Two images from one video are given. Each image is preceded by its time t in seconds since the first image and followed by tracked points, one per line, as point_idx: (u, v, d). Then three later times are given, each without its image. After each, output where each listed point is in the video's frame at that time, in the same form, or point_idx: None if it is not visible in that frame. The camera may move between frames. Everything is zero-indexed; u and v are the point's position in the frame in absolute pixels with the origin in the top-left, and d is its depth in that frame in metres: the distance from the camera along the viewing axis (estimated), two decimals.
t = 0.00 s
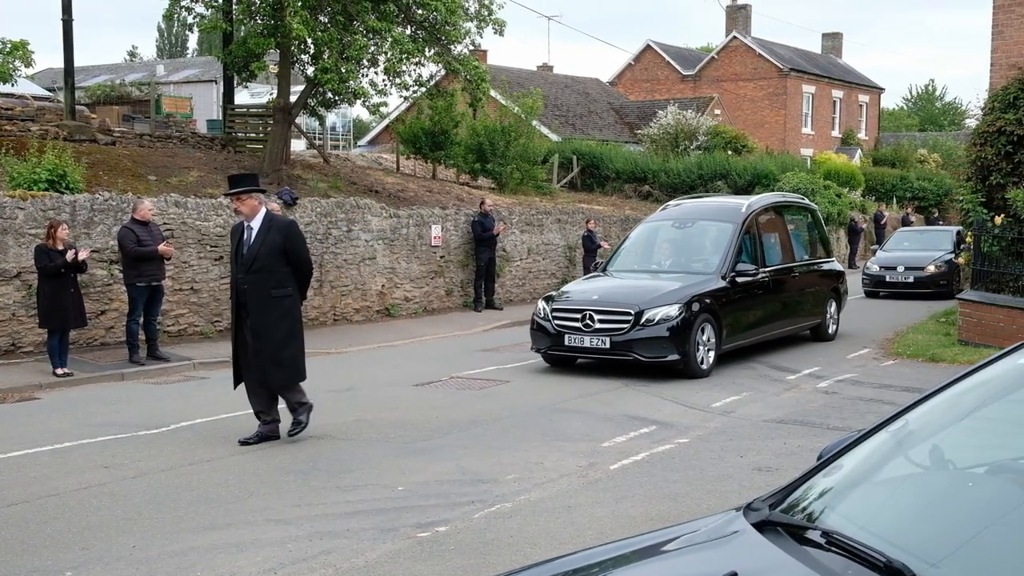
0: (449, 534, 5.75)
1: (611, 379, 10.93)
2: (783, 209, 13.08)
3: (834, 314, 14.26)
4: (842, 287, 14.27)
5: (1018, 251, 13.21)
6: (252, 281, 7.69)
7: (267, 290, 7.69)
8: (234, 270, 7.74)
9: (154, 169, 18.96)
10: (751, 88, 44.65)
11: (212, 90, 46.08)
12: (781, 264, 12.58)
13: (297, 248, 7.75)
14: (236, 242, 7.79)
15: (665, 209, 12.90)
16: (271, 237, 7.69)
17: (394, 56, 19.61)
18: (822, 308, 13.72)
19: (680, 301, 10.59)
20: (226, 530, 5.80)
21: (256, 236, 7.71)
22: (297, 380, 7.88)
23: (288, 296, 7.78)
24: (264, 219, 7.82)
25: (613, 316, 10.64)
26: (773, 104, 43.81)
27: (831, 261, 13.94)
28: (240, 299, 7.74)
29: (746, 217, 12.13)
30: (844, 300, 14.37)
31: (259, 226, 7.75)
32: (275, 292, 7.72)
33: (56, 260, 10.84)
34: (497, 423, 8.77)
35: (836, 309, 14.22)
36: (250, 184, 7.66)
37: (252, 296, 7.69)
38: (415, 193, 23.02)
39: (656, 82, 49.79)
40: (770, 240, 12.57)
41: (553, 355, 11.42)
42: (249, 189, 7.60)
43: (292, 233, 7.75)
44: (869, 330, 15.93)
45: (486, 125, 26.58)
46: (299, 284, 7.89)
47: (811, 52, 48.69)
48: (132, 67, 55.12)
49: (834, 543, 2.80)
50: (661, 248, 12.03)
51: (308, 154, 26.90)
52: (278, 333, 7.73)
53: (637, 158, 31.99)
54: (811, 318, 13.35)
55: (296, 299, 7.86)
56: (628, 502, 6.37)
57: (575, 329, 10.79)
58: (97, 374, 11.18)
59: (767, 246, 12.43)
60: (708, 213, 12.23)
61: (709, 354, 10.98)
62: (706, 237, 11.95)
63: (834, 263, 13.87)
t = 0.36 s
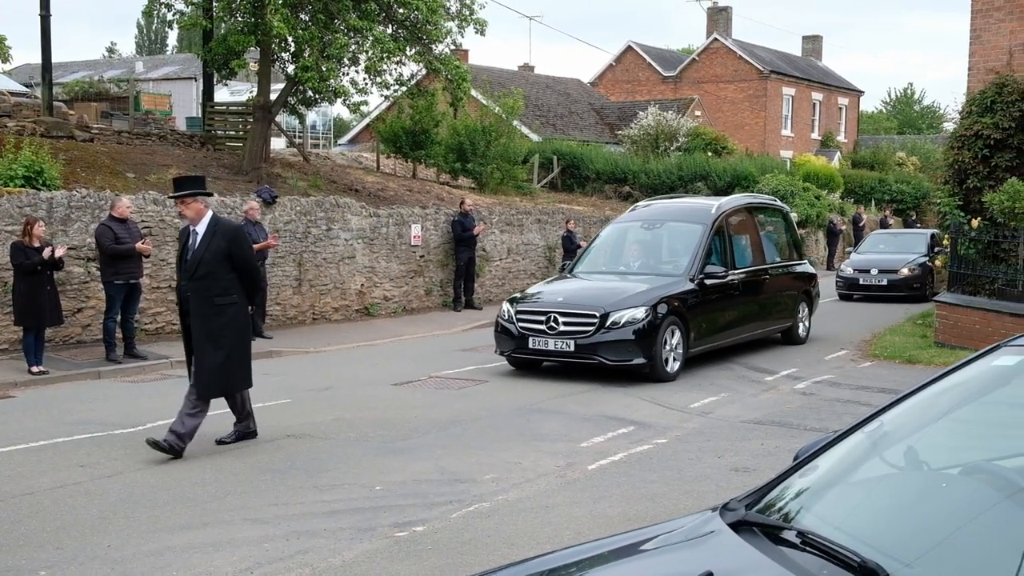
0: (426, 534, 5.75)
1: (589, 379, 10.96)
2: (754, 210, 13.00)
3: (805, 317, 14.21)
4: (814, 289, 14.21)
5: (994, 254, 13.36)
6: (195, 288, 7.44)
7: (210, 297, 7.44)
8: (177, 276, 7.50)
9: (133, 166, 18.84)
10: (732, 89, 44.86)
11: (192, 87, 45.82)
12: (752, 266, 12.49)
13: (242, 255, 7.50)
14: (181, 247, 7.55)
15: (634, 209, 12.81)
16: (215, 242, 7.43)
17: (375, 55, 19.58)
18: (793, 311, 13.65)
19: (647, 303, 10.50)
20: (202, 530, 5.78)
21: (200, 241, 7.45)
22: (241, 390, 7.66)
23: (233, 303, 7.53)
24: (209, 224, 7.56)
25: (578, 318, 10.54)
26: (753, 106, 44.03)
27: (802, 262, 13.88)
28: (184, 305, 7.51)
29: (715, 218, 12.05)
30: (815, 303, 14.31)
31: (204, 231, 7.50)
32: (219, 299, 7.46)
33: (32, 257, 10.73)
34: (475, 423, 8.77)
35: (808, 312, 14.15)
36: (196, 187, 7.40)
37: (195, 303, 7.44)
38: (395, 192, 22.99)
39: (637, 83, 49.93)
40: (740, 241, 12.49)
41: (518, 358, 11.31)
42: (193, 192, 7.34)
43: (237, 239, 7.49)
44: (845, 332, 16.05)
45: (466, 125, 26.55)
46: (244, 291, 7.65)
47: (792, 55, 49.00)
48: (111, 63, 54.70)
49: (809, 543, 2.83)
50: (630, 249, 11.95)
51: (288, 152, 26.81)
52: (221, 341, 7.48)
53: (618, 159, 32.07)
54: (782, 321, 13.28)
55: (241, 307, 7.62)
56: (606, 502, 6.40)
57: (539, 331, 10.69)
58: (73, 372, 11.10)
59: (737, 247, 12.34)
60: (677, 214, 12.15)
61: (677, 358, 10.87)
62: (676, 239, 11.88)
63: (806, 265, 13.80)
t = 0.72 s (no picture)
0: (410, 527, 5.75)
1: (573, 373, 10.98)
2: (729, 203, 12.86)
3: (782, 311, 14.06)
4: (791, 283, 14.04)
5: (976, 246, 13.50)
6: (139, 280, 7.20)
7: (154, 289, 7.20)
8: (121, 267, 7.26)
9: (114, 160, 18.72)
10: (715, 83, 44.95)
11: (173, 80, 45.54)
12: (727, 260, 12.36)
13: (189, 248, 7.28)
14: (127, 237, 7.32)
15: (607, 203, 12.64)
16: (162, 234, 7.22)
17: (358, 48, 19.53)
18: (769, 305, 13.51)
19: (617, 298, 10.35)
20: (184, 525, 5.76)
21: (147, 232, 7.23)
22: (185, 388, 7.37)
23: (177, 297, 7.29)
24: (157, 214, 7.34)
25: (548, 314, 10.40)
26: (737, 100, 44.15)
27: (778, 256, 13.74)
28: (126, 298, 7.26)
29: (689, 211, 11.90)
30: (792, 297, 14.16)
31: (151, 222, 7.28)
32: (163, 293, 7.23)
33: (12, 251, 10.63)
34: (459, 416, 8.78)
35: (784, 306, 14.01)
36: (145, 175, 7.11)
37: (138, 296, 7.19)
38: (378, 186, 22.95)
39: (620, 76, 49.97)
40: (714, 235, 12.31)
41: (487, 355, 11.14)
42: (142, 180, 7.09)
43: (185, 232, 7.27)
44: (827, 325, 16.13)
45: (450, 119, 26.50)
46: (190, 286, 7.41)
47: (775, 49, 49.16)
48: (92, 56, 54.26)
49: (790, 534, 2.85)
50: (602, 243, 11.77)
51: (271, 146, 26.69)
52: (163, 337, 7.22)
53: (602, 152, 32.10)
54: (758, 316, 13.14)
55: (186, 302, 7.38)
56: (590, 495, 6.42)
57: (508, 327, 10.52)
58: (55, 367, 11.03)
59: (712, 241, 12.19)
60: (650, 207, 11.97)
61: (648, 353, 10.75)
62: (649, 232, 11.70)
63: (782, 258, 13.66)
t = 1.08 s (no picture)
0: (403, 531, 5.75)
1: (565, 375, 10.98)
2: (712, 203, 12.65)
3: (766, 313, 13.88)
4: (775, 285, 13.85)
5: (967, 245, 13.52)
6: (95, 289, 6.91)
7: (112, 299, 6.92)
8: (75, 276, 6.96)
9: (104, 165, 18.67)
10: (706, 84, 45.03)
11: (163, 85, 45.44)
12: (710, 261, 12.15)
13: (148, 255, 7.01)
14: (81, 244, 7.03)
15: (588, 204, 12.42)
16: (119, 241, 6.94)
17: (348, 52, 19.53)
18: (754, 307, 13.32)
19: (595, 301, 10.10)
20: (176, 531, 5.73)
21: (103, 239, 6.95)
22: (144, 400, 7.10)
23: (136, 306, 7.02)
24: (113, 220, 7.06)
25: (525, 319, 10.16)
26: (727, 101, 44.24)
27: (763, 257, 13.54)
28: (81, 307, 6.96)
29: (670, 212, 11.68)
30: (776, 300, 13.98)
31: (107, 228, 7.00)
32: (121, 303, 6.96)
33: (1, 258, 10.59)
34: (452, 419, 8.76)
35: (768, 308, 13.82)
36: (100, 180, 6.83)
37: (94, 305, 6.90)
38: (370, 190, 22.94)
39: (611, 78, 50.05)
40: (697, 236, 12.11)
41: (465, 361, 10.91)
42: (97, 186, 6.81)
43: (143, 238, 7.01)
44: (818, 324, 16.15)
45: (440, 122, 26.50)
46: (149, 294, 7.14)
47: (764, 50, 49.30)
48: (81, 62, 54.12)
49: (781, 535, 2.86)
50: (583, 246, 11.54)
51: (262, 150, 26.64)
52: (122, 347, 6.94)
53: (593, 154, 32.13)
54: (742, 319, 12.95)
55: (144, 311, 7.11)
56: (583, 497, 6.43)
57: (485, 332, 10.31)
58: (46, 374, 10.99)
59: (694, 241, 11.98)
60: (631, 208, 11.75)
61: (629, 358, 10.50)
62: (630, 233, 11.48)
63: (767, 259, 13.47)
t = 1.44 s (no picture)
0: (413, 529, 5.76)
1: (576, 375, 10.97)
2: (717, 202, 12.45)
3: (772, 315, 13.66)
4: (781, 286, 13.63)
5: (980, 247, 13.43)
6: (57, 290, 6.79)
7: (75, 299, 6.80)
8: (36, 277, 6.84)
9: (118, 163, 18.75)
10: (719, 84, 44.94)
11: (177, 83, 45.63)
12: (713, 261, 11.95)
13: (111, 253, 6.91)
14: (41, 246, 6.93)
15: (589, 203, 12.23)
16: (81, 239, 6.85)
17: (361, 51, 19.58)
18: (759, 309, 13.10)
19: (594, 303, 9.91)
20: (187, 527, 5.76)
21: (63, 238, 6.86)
22: (114, 402, 6.96)
23: (100, 306, 6.90)
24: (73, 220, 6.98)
25: (522, 320, 9.97)
26: (740, 101, 44.12)
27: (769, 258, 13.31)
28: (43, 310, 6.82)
29: (674, 211, 11.47)
30: (782, 301, 13.76)
31: (67, 227, 6.91)
32: (85, 302, 6.84)
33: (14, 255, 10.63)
34: (463, 418, 8.77)
35: (774, 310, 13.60)
36: (60, 177, 6.79)
37: (57, 306, 6.78)
38: (382, 188, 23.01)
39: (624, 77, 49.98)
40: (701, 236, 11.90)
41: (460, 363, 10.71)
42: (56, 183, 6.75)
43: (105, 235, 6.92)
44: (830, 325, 16.08)
45: (453, 121, 26.55)
46: (114, 294, 7.02)
47: (778, 50, 49.18)
48: (96, 60, 54.38)
49: (792, 535, 2.86)
50: (584, 245, 11.36)
51: (275, 148, 26.73)
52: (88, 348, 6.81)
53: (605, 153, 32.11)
54: (748, 320, 12.74)
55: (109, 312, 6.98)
56: (593, 497, 6.42)
57: (481, 333, 10.11)
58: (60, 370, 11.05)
59: (698, 242, 11.78)
60: (632, 207, 11.55)
61: (629, 360, 10.31)
62: (632, 233, 11.28)
63: (773, 261, 13.23)
